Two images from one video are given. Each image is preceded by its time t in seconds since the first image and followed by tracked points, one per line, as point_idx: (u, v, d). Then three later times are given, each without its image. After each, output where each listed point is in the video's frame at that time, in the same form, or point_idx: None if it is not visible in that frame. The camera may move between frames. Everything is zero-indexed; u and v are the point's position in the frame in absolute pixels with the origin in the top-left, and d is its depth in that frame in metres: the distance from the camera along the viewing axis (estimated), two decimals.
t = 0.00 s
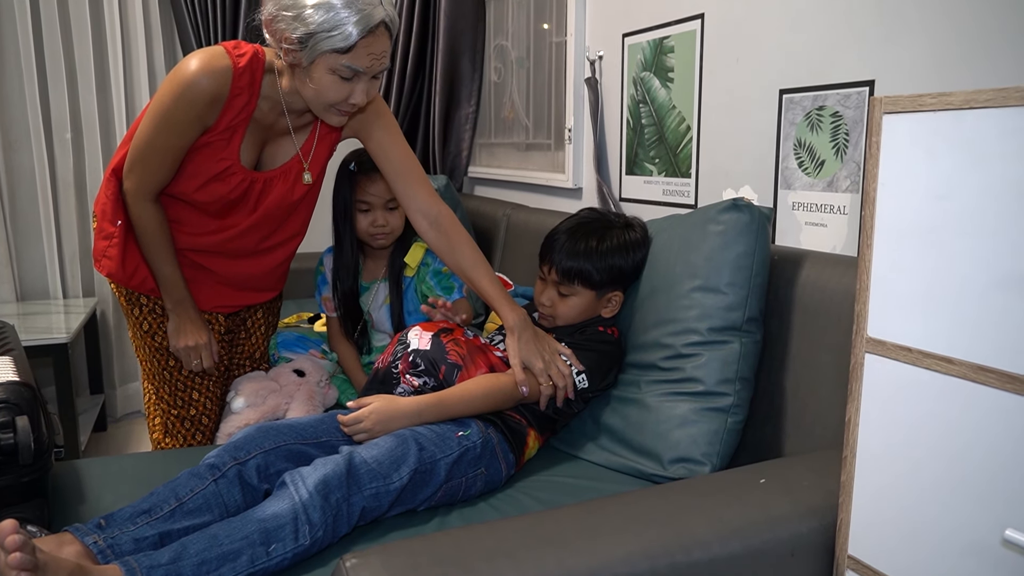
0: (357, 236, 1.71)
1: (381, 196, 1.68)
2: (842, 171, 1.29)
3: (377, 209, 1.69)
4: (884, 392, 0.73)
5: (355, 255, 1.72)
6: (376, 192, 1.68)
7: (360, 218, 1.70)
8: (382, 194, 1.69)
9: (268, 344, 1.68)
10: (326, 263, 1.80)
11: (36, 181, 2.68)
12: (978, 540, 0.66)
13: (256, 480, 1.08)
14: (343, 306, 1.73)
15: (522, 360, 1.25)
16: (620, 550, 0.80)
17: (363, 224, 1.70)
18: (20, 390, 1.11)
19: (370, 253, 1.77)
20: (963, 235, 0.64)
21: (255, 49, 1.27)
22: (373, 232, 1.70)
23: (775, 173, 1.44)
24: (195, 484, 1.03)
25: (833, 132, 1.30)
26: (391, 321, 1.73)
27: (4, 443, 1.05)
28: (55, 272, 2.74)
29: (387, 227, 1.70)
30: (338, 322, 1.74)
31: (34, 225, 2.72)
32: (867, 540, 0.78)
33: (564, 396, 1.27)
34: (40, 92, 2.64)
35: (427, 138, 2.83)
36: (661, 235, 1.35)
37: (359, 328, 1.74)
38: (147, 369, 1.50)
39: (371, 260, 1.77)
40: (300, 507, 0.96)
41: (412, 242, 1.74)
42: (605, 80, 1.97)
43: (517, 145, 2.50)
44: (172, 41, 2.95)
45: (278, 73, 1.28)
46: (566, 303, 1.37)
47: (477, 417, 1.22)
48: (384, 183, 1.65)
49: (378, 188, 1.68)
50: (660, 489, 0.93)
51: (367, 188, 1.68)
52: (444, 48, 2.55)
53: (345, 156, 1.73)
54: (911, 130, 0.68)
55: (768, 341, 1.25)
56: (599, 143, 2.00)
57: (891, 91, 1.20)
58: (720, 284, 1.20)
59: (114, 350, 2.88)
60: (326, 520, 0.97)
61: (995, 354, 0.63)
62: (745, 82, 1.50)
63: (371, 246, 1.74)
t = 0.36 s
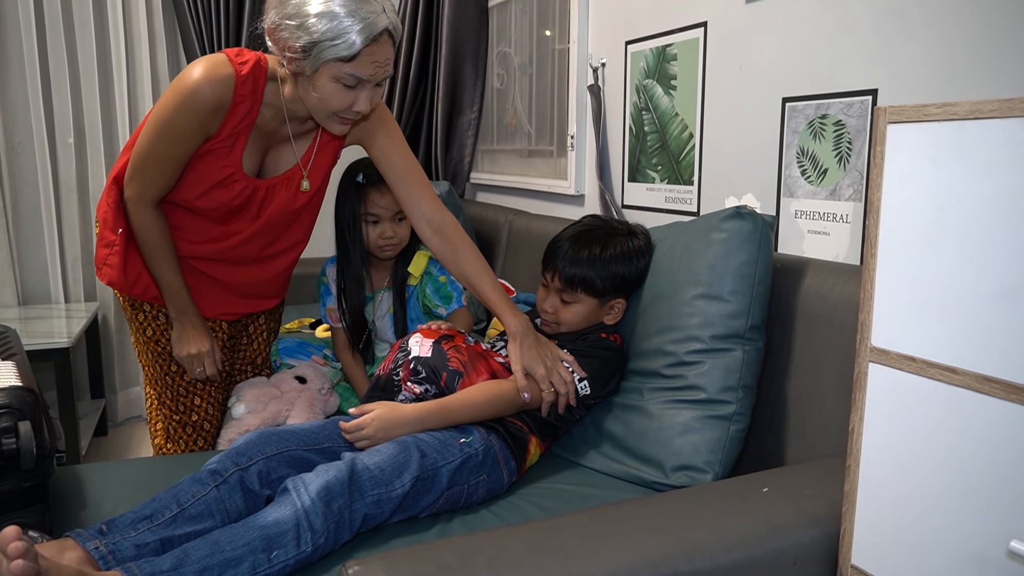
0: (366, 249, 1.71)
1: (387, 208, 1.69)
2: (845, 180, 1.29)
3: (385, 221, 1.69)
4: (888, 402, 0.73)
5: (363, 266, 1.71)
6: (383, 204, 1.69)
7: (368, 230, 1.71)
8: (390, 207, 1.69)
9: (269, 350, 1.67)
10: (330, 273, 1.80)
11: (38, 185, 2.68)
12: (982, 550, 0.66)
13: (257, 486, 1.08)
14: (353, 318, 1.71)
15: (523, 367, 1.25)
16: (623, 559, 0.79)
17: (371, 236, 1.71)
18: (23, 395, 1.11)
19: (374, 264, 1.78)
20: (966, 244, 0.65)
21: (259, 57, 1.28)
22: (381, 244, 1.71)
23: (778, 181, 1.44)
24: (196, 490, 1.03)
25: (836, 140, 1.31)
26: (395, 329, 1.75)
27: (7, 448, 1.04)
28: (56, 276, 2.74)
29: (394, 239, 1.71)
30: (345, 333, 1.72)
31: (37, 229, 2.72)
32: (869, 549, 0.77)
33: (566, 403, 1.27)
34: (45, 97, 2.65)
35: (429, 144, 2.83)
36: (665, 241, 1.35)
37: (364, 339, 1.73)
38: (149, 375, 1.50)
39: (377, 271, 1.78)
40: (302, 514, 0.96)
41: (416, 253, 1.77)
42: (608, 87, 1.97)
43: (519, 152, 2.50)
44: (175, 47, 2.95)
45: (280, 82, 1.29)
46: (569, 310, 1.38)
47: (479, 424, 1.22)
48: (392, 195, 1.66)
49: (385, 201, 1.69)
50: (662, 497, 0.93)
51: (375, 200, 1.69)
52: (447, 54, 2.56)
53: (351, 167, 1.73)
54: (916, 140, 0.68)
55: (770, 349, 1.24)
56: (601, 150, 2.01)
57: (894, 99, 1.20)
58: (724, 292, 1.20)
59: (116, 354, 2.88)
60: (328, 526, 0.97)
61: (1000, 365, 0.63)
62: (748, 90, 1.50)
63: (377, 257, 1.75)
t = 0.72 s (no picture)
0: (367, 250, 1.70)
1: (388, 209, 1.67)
2: (847, 182, 1.29)
3: (385, 222, 1.68)
4: (890, 404, 0.73)
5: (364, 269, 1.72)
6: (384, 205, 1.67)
7: (369, 231, 1.70)
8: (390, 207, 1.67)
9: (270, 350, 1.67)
10: (332, 275, 1.80)
11: (40, 186, 2.69)
12: (984, 554, 0.66)
13: (258, 487, 1.08)
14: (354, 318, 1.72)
15: (523, 371, 1.25)
16: (624, 561, 0.79)
17: (372, 238, 1.70)
18: (24, 396, 1.11)
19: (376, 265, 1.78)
20: (970, 248, 0.64)
21: (258, 74, 1.25)
22: (382, 245, 1.70)
23: (780, 184, 1.44)
24: (197, 491, 1.03)
25: (838, 143, 1.31)
26: (397, 330, 1.75)
27: (7, 449, 1.05)
28: (58, 277, 2.74)
29: (395, 239, 1.70)
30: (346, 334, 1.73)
31: (39, 230, 2.73)
32: (871, 553, 0.77)
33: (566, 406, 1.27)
34: (47, 99, 2.66)
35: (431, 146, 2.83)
36: (666, 243, 1.35)
37: (367, 340, 1.75)
38: (150, 377, 1.50)
39: (381, 271, 1.78)
40: (303, 515, 0.95)
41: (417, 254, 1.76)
42: (610, 90, 1.97)
43: (521, 154, 2.50)
44: (178, 48, 2.96)
45: (282, 100, 1.27)
46: (570, 312, 1.38)
47: (480, 427, 1.22)
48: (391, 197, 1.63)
49: (385, 201, 1.67)
50: (663, 499, 0.93)
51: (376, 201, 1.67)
52: (449, 57, 2.56)
53: (350, 168, 1.72)
54: (918, 143, 0.68)
55: (772, 351, 1.24)
56: (603, 153, 2.01)
57: (896, 102, 1.20)
58: (725, 295, 1.20)
59: (117, 356, 2.88)
60: (329, 528, 0.97)
61: (1003, 369, 0.62)
62: (749, 93, 1.50)
63: (379, 258, 1.75)
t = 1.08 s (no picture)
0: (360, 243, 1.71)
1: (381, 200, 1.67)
2: (845, 175, 1.29)
3: (379, 213, 1.68)
4: (888, 396, 0.73)
5: (358, 258, 1.72)
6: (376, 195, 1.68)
7: (362, 223, 1.70)
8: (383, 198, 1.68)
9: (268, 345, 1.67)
10: (328, 269, 1.80)
11: (38, 181, 2.68)
12: (981, 545, 0.66)
13: (257, 480, 1.08)
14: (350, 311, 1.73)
15: (521, 364, 1.25)
16: (622, 553, 0.79)
17: (366, 229, 1.70)
18: (21, 392, 1.11)
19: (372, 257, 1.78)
20: (968, 239, 0.64)
21: (251, 69, 1.23)
22: (377, 237, 1.70)
23: (778, 177, 1.44)
24: (196, 484, 1.03)
25: (836, 136, 1.30)
26: (393, 323, 1.75)
27: (5, 443, 1.05)
28: (56, 272, 2.74)
29: (389, 231, 1.70)
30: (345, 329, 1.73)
31: (37, 225, 2.72)
32: (868, 545, 0.78)
33: (564, 400, 1.27)
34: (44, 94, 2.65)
35: (429, 140, 2.83)
36: (664, 237, 1.35)
37: (365, 334, 1.75)
38: (146, 372, 1.50)
39: (374, 265, 1.79)
40: (301, 508, 0.96)
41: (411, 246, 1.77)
42: (608, 83, 1.97)
43: (520, 148, 2.50)
44: (175, 43, 2.95)
45: (276, 96, 1.26)
46: (568, 305, 1.38)
47: (478, 420, 1.22)
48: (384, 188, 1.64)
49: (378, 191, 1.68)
50: (661, 491, 0.93)
51: (369, 191, 1.68)
52: (447, 50, 2.56)
53: (343, 163, 1.74)
54: (915, 135, 0.68)
55: (770, 344, 1.24)
56: (602, 147, 2.00)
57: (895, 95, 1.20)
58: (722, 287, 1.20)
59: (115, 351, 2.88)
60: (327, 521, 0.97)
61: (1001, 360, 0.62)
62: (748, 86, 1.50)
63: (373, 250, 1.75)
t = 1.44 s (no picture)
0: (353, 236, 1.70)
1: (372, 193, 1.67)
2: (842, 169, 1.29)
3: (371, 206, 1.68)
4: (885, 390, 0.73)
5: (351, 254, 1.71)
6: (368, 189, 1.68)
7: (354, 216, 1.70)
8: (375, 191, 1.68)
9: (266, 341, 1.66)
10: (323, 265, 1.80)
11: (34, 177, 2.67)
12: (976, 537, 0.66)
13: (254, 475, 1.08)
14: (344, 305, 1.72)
15: (518, 360, 1.25)
16: (618, 547, 0.80)
17: (358, 223, 1.70)
18: (20, 387, 1.11)
19: (367, 251, 1.79)
20: (963, 233, 0.64)
21: (247, 64, 1.23)
22: (369, 230, 1.70)
23: (775, 171, 1.44)
24: (193, 480, 1.03)
25: (833, 130, 1.30)
26: (388, 317, 1.76)
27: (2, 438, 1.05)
28: (54, 268, 2.74)
29: (381, 224, 1.70)
30: (340, 325, 1.71)
31: (34, 221, 2.71)
32: (864, 537, 0.78)
33: (561, 395, 1.26)
34: (40, 90, 2.64)
35: (427, 135, 2.82)
36: (661, 231, 1.35)
37: (362, 329, 1.75)
38: (146, 367, 1.50)
39: (367, 260, 1.79)
40: (299, 503, 0.96)
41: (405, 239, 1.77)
42: (606, 77, 1.96)
43: (517, 142, 2.49)
44: (171, 38, 2.94)
45: (271, 91, 1.26)
46: (566, 299, 1.38)
47: (476, 415, 1.22)
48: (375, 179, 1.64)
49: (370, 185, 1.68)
50: (658, 485, 0.94)
51: (361, 184, 1.67)
52: (445, 45, 2.55)
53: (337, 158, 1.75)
54: (910, 128, 0.68)
55: (767, 338, 1.25)
56: (599, 141, 2.00)
57: (893, 88, 1.19)
58: (719, 282, 1.20)
59: (113, 346, 2.88)
60: (324, 516, 0.97)
61: (996, 353, 0.62)
62: (745, 80, 1.50)
63: (367, 245, 1.75)
